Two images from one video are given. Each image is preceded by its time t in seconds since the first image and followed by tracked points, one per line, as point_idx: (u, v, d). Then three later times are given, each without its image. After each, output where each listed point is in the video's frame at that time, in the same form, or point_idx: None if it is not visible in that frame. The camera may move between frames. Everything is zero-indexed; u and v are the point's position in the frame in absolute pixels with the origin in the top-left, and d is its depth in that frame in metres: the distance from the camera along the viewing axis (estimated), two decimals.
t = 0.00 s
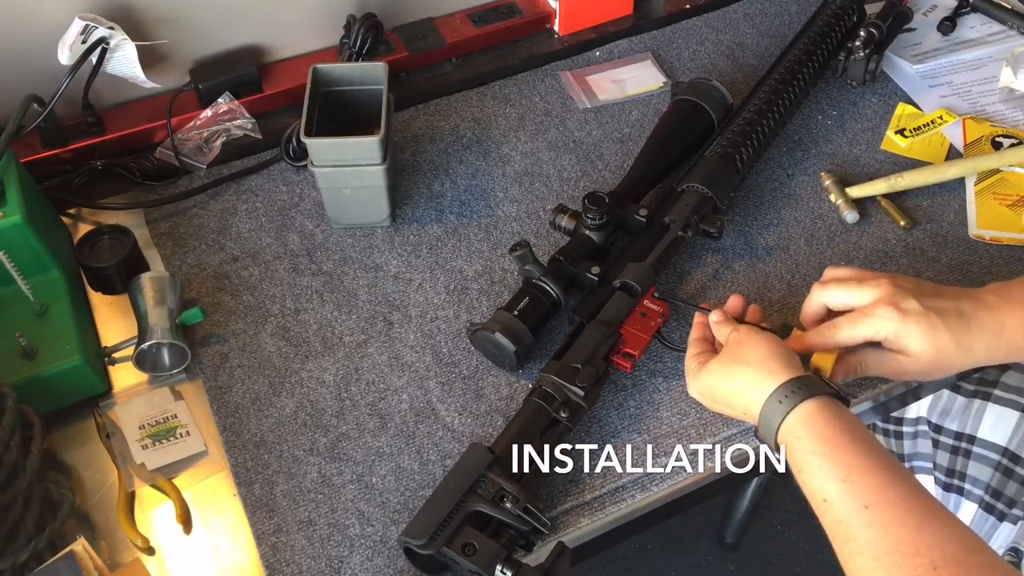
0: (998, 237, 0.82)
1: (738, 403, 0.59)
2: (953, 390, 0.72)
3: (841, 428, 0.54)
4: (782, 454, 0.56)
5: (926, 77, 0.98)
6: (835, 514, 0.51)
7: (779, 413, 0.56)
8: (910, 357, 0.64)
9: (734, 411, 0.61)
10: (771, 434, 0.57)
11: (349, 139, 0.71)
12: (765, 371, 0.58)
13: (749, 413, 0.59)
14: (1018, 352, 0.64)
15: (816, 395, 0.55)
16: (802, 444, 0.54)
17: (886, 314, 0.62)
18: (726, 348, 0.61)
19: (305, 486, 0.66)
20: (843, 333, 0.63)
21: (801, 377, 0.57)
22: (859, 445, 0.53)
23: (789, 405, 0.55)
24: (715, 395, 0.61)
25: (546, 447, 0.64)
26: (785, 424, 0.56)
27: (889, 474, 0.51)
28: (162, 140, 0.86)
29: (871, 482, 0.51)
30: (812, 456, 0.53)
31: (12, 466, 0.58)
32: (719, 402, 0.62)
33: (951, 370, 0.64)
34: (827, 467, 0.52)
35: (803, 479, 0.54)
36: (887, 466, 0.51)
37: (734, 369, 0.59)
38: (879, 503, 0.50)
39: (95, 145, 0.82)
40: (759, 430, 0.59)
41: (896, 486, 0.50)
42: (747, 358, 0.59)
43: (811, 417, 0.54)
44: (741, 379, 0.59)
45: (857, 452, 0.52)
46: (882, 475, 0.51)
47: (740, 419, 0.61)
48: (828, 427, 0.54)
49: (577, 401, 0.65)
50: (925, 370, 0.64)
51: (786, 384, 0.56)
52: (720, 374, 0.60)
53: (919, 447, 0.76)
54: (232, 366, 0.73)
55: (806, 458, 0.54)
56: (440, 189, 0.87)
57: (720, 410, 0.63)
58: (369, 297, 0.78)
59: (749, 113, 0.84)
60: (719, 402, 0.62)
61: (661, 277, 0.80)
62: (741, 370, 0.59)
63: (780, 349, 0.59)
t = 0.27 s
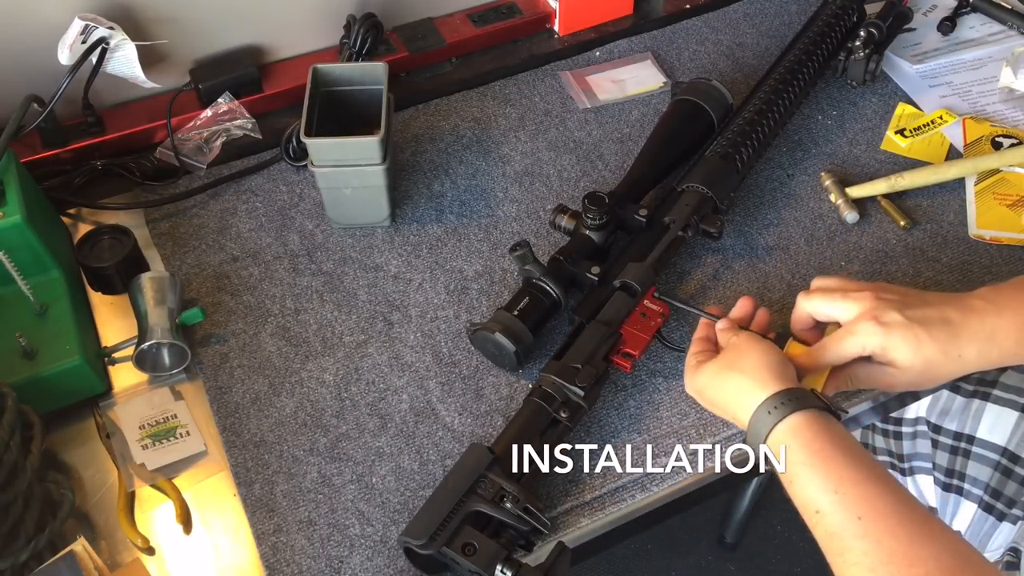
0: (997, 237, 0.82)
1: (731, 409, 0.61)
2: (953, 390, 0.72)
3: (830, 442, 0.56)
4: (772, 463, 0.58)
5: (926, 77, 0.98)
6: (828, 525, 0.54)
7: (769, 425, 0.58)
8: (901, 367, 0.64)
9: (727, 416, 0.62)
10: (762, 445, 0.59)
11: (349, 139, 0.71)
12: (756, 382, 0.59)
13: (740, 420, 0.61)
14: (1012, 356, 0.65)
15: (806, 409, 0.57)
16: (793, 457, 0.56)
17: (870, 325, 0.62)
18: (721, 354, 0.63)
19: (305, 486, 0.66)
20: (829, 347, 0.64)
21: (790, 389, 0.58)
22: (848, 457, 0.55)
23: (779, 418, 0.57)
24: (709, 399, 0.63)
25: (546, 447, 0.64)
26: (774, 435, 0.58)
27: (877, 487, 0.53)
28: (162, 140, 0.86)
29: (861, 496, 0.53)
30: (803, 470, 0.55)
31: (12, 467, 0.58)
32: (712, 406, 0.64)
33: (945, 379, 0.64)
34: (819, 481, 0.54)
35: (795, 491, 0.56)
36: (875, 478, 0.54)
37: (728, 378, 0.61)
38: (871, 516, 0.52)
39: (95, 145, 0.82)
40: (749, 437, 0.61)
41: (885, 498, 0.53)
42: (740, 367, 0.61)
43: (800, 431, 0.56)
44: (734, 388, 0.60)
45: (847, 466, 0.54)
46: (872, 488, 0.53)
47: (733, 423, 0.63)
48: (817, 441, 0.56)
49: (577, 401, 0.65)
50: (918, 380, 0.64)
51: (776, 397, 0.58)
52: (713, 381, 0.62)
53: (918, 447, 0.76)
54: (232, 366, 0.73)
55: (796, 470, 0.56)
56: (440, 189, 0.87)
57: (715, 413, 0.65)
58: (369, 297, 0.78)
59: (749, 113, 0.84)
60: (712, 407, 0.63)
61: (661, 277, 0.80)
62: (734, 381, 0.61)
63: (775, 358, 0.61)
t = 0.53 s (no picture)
0: (998, 237, 0.82)
1: (719, 411, 0.62)
2: (953, 390, 0.72)
3: (812, 445, 0.56)
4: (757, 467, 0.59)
5: (926, 77, 0.98)
6: (812, 527, 0.54)
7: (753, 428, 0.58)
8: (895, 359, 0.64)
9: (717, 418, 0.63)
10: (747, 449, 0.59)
11: (349, 138, 0.71)
12: (742, 386, 0.60)
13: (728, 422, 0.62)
14: (1008, 349, 0.65)
15: (788, 412, 0.58)
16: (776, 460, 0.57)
17: (865, 314, 0.62)
18: (711, 356, 0.64)
19: (305, 486, 0.66)
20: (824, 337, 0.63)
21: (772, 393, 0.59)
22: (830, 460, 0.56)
23: (762, 421, 0.58)
24: (701, 402, 0.64)
25: (546, 447, 0.63)
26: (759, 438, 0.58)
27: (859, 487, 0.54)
28: (162, 140, 0.86)
29: (844, 497, 0.53)
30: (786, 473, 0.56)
31: (12, 466, 0.58)
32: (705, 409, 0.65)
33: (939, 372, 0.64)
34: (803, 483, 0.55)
35: (780, 494, 0.56)
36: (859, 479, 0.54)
37: (716, 381, 0.62)
38: (855, 516, 0.52)
39: (95, 145, 0.82)
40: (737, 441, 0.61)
41: (868, 498, 0.53)
42: (729, 369, 0.61)
43: (782, 433, 0.57)
44: (722, 391, 0.61)
45: (829, 468, 0.55)
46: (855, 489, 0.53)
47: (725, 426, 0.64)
48: (799, 443, 0.56)
49: (577, 401, 0.65)
50: (913, 372, 0.65)
51: (759, 401, 0.59)
52: (702, 384, 0.63)
53: (918, 447, 0.76)
54: (232, 366, 0.73)
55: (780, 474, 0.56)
56: (440, 188, 0.87)
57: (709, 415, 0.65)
58: (369, 297, 0.78)
59: (749, 113, 0.84)
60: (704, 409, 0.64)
61: (661, 277, 0.80)
62: (721, 385, 0.61)
63: (763, 362, 0.61)
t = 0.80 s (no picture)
0: (998, 237, 0.82)
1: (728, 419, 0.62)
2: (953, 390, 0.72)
3: (822, 459, 0.56)
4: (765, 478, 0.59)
5: (926, 77, 0.98)
6: (822, 539, 0.54)
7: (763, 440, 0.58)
8: (891, 334, 0.65)
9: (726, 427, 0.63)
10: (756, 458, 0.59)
11: (349, 139, 0.71)
12: (751, 396, 0.60)
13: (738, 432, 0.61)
14: (1010, 333, 0.64)
15: (802, 426, 0.58)
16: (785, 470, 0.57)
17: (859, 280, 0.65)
18: (718, 363, 0.63)
19: (305, 486, 0.66)
20: (818, 298, 0.66)
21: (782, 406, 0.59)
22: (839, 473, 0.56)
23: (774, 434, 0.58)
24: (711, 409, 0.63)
25: (546, 447, 0.63)
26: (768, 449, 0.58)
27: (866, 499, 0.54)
28: (162, 140, 0.86)
29: (854, 509, 0.53)
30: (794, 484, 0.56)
31: (12, 466, 0.58)
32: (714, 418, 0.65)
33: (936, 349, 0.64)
34: (810, 494, 0.55)
35: (789, 506, 0.56)
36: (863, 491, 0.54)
37: (726, 390, 0.61)
38: (865, 529, 0.52)
39: (95, 145, 0.82)
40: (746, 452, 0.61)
41: (878, 511, 0.53)
42: (739, 379, 0.61)
43: (794, 446, 0.57)
44: (734, 401, 0.61)
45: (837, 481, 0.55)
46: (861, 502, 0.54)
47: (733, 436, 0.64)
48: (811, 456, 0.56)
49: (577, 401, 0.65)
50: (909, 349, 0.64)
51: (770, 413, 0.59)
52: (712, 392, 0.62)
53: (920, 446, 0.76)
54: (232, 366, 0.73)
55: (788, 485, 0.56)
56: (440, 188, 0.87)
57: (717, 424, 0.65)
58: (369, 297, 0.78)
59: (749, 113, 0.84)
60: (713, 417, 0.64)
61: (661, 277, 0.80)
62: (730, 394, 0.61)
63: (774, 371, 0.61)
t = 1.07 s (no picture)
0: (997, 237, 0.82)
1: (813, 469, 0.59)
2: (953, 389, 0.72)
3: (907, 526, 0.55)
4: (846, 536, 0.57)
5: (925, 77, 0.98)
6: None
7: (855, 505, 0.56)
8: (898, 344, 0.64)
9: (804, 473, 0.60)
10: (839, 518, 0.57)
11: (349, 139, 0.71)
12: (849, 457, 0.57)
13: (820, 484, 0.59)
14: (1015, 345, 0.64)
15: (887, 496, 0.56)
16: (873, 542, 0.55)
17: (871, 289, 0.65)
18: (806, 412, 0.60)
19: (305, 486, 0.66)
20: (829, 306, 0.66)
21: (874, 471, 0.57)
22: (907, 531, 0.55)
23: (869, 502, 0.55)
24: (792, 452, 0.60)
25: (546, 447, 0.64)
26: (858, 516, 0.56)
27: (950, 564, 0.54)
28: (162, 140, 0.86)
29: None
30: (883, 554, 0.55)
31: (13, 466, 0.58)
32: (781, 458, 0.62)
33: (941, 359, 0.64)
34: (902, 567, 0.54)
35: None
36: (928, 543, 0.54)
37: (823, 445, 0.58)
38: None
39: (95, 145, 0.82)
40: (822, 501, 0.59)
41: None
42: (838, 437, 0.58)
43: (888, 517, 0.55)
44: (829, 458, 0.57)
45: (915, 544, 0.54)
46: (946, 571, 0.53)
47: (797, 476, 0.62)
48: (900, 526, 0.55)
49: (577, 401, 0.65)
50: (913, 359, 0.64)
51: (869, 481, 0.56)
52: (803, 443, 0.59)
53: (918, 445, 0.75)
54: (232, 366, 0.73)
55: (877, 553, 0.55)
56: (440, 188, 0.87)
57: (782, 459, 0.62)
58: (369, 297, 0.78)
59: (749, 113, 0.84)
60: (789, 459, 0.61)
61: (661, 277, 0.80)
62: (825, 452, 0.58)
63: (868, 434, 0.58)
